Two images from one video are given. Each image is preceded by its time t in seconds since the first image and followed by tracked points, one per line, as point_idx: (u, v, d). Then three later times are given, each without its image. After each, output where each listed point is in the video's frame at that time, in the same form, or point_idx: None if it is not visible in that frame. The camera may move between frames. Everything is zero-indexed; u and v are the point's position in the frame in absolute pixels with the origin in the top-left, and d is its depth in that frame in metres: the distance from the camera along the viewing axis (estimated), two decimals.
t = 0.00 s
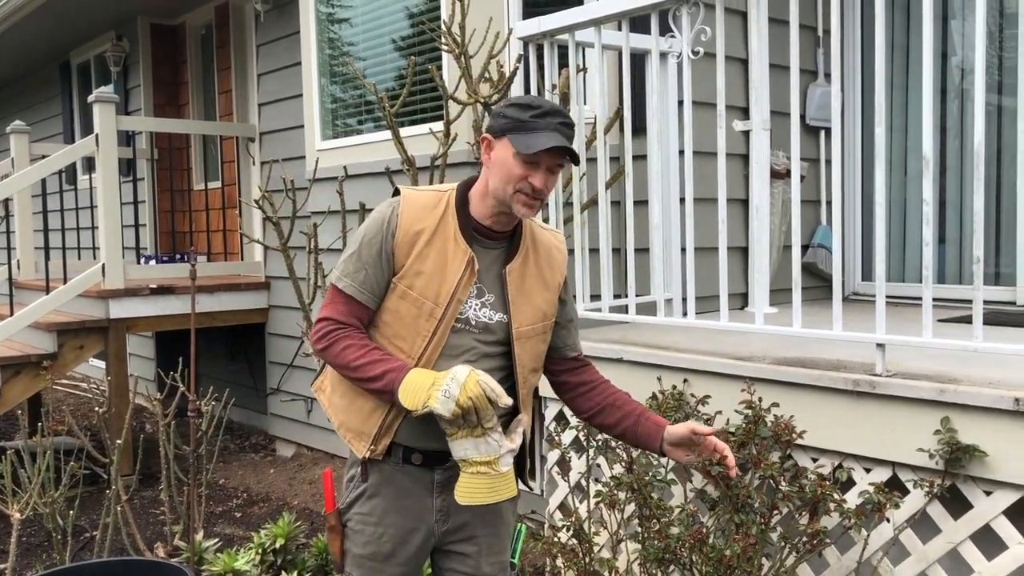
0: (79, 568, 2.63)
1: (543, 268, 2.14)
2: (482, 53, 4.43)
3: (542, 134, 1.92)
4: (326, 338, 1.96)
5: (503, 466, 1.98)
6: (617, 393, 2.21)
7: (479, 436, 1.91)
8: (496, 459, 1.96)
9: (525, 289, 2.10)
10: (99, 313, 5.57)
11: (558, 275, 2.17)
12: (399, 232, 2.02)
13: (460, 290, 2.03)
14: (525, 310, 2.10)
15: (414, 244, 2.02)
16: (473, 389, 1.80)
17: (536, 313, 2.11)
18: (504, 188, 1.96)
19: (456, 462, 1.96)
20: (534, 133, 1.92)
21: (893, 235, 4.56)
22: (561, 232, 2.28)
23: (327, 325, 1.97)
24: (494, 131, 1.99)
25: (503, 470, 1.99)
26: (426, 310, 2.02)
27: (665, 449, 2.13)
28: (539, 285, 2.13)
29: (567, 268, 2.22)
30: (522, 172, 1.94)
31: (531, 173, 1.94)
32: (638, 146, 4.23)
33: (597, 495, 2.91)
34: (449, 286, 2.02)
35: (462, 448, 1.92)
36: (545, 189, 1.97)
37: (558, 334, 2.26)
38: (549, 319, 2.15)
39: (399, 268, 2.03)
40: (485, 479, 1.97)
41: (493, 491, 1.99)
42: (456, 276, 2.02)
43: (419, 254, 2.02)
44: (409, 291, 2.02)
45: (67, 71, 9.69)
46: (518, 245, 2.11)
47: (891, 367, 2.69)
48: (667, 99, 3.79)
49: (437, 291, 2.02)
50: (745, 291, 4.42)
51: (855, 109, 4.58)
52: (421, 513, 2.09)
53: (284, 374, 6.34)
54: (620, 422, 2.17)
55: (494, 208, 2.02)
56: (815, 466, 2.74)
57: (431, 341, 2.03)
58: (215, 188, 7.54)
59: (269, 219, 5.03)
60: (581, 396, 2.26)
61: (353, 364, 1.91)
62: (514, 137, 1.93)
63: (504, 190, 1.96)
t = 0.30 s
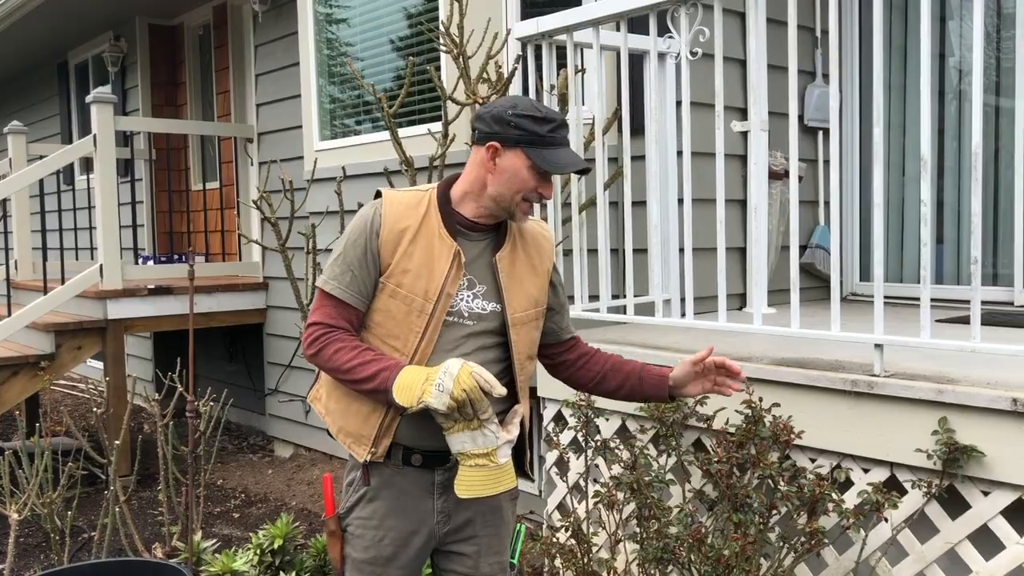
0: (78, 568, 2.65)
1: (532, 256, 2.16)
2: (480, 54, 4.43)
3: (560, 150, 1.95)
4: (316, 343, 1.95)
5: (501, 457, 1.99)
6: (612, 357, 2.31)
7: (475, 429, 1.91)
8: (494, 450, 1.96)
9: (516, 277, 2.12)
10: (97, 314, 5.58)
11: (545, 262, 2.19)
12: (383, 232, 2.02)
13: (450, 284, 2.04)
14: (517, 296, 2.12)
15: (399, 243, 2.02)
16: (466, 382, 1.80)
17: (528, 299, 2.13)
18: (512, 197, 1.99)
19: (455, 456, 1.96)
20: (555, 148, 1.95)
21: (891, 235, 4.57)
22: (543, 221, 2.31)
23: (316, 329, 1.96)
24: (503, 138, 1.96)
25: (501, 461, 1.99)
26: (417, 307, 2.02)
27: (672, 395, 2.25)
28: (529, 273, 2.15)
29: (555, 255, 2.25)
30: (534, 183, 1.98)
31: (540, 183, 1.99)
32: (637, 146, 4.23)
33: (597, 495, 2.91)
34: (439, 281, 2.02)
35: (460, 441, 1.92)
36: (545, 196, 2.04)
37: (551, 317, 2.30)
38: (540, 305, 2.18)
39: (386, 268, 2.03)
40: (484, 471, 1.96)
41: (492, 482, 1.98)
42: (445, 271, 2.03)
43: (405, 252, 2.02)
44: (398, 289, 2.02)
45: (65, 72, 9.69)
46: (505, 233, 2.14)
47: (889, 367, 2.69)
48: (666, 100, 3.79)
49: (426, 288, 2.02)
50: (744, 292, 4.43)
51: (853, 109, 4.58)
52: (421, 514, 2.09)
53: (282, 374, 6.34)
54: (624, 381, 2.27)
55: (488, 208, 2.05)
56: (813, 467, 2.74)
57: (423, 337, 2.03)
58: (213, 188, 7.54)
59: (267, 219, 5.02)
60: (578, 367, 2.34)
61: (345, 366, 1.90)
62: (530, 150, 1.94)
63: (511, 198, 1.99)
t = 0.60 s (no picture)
0: (78, 567, 2.66)
1: (533, 252, 2.17)
2: (479, 54, 4.43)
3: (563, 149, 1.96)
4: (324, 346, 1.93)
5: (516, 455, 1.99)
6: (616, 348, 2.31)
7: (490, 427, 1.92)
8: (508, 448, 1.97)
9: (520, 274, 2.13)
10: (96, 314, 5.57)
11: (547, 257, 2.21)
12: (389, 233, 2.01)
13: (458, 283, 2.04)
14: (521, 292, 2.13)
15: (406, 243, 2.02)
16: (483, 379, 1.82)
17: (531, 295, 2.14)
18: (515, 197, 1.99)
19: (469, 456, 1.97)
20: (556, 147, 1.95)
21: (890, 236, 4.57)
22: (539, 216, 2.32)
23: (322, 332, 1.94)
24: (505, 139, 1.96)
25: (515, 460, 2.00)
26: (425, 306, 2.03)
27: (678, 386, 2.27)
28: (531, 269, 2.16)
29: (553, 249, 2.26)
30: (537, 182, 1.98)
31: (542, 182, 2.00)
32: (636, 146, 4.23)
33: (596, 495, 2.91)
34: (447, 280, 2.03)
35: (475, 441, 1.93)
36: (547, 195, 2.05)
37: (552, 311, 2.31)
38: (542, 301, 2.19)
39: (393, 268, 2.02)
40: (497, 470, 1.97)
41: (507, 480, 1.99)
42: (452, 270, 2.03)
43: (412, 252, 2.02)
44: (406, 290, 2.02)
45: (63, 71, 9.68)
46: (507, 230, 2.14)
47: (888, 367, 2.69)
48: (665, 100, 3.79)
49: (434, 288, 2.02)
50: (743, 292, 4.43)
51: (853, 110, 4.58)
52: (424, 516, 2.09)
53: (281, 373, 6.34)
54: (630, 372, 2.28)
55: (490, 208, 2.05)
56: (813, 467, 2.74)
57: (433, 337, 2.04)
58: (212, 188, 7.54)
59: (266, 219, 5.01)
60: (582, 359, 2.34)
61: (356, 368, 1.89)
62: (533, 149, 1.94)
63: (514, 198, 1.99)
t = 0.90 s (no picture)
0: (75, 567, 2.66)
1: (537, 253, 2.18)
2: (478, 54, 4.43)
3: (515, 110, 1.97)
4: (321, 343, 1.94)
5: (505, 460, 1.96)
6: (625, 331, 2.33)
7: (474, 433, 1.89)
8: (496, 454, 1.94)
9: (523, 275, 2.14)
10: (93, 313, 5.57)
11: (551, 261, 2.21)
12: (392, 232, 2.02)
13: (460, 283, 2.05)
14: (524, 294, 2.13)
15: (408, 242, 2.02)
16: (463, 378, 1.79)
17: (534, 298, 2.15)
18: (484, 169, 2.01)
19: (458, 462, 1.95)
20: (505, 109, 1.98)
21: (887, 236, 4.58)
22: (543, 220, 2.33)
23: (320, 330, 1.95)
24: (472, 119, 2.05)
25: (505, 464, 1.97)
26: (428, 306, 2.03)
27: (689, 354, 2.26)
28: (533, 269, 2.16)
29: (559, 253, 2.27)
30: (500, 151, 2.00)
31: (508, 151, 2.00)
32: (634, 148, 4.24)
33: (593, 495, 2.91)
34: (449, 280, 2.03)
35: (461, 446, 1.90)
36: (526, 168, 2.02)
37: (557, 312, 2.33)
38: (545, 303, 2.19)
39: (395, 267, 2.02)
40: (488, 475, 1.95)
41: (498, 483, 1.96)
42: (455, 270, 2.03)
43: (414, 252, 2.02)
44: (408, 289, 2.02)
45: (61, 70, 9.67)
46: (511, 230, 2.15)
47: (886, 368, 2.70)
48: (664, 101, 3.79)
49: (437, 287, 2.03)
50: (741, 293, 4.43)
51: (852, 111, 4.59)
52: (424, 516, 2.10)
53: (279, 373, 6.34)
54: (642, 352, 2.29)
55: (481, 195, 2.08)
56: (809, 468, 2.75)
57: (435, 336, 2.04)
58: (211, 187, 7.54)
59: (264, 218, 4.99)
60: (593, 347, 2.35)
61: (348, 367, 1.88)
62: (489, 118, 2.00)
63: (485, 171, 2.01)
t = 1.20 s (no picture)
0: (70, 567, 2.68)
1: (531, 243, 2.16)
2: (475, 53, 4.43)
3: (493, 106, 1.98)
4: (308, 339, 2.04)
5: (421, 469, 1.95)
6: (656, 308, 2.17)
7: (396, 432, 1.91)
8: (412, 460, 1.94)
9: (514, 265, 2.12)
10: (90, 312, 5.57)
11: (548, 251, 2.18)
12: (376, 229, 2.08)
13: (444, 274, 2.06)
14: (515, 284, 2.10)
15: (392, 237, 2.08)
16: (383, 372, 1.78)
17: (525, 288, 2.11)
18: (470, 172, 2.01)
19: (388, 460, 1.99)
20: (483, 108, 1.98)
21: (883, 236, 4.59)
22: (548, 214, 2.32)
23: (309, 327, 2.06)
24: (447, 123, 2.05)
25: (422, 474, 1.95)
26: (411, 298, 2.05)
27: (718, 318, 2.05)
28: (526, 259, 2.14)
29: (559, 243, 2.23)
30: (484, 149, 2.00)
31: (492, 150, 2.00)
32: (630, 148, 4.25)
33: (590, 494, 2.92)
34: (431, 272, 2.05)
35: (385, 444, 1.93)
36: (513, 161, 2.02)
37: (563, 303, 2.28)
38: (543, 294, 2.15)
39: (381, 263, 2.08)
40: (405, 483, 1.96)
41: (412, 497, 1.95)
42: (438, 262, 2.05)
43: (397, 246, 2.07)
44: (393, 283, 2.07)
45: (58, 69, 9.67)
46: (502, 221, 2.14)
47: (881, 366, 2.71)
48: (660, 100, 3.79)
49: (419, 279, 2.05)
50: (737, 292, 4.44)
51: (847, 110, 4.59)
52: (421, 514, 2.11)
53: (276, 372, 6.34)
54: (673, 325, 2.12)
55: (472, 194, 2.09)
56: (805, 466, 2.76)
57: (419, 327, 2.05)
58: (207, 187, 7.54)
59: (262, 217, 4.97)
60: (621, 329, 2.22)
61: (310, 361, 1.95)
62: (465, 121, 2.00)
63: (471, 174, 2.02)
